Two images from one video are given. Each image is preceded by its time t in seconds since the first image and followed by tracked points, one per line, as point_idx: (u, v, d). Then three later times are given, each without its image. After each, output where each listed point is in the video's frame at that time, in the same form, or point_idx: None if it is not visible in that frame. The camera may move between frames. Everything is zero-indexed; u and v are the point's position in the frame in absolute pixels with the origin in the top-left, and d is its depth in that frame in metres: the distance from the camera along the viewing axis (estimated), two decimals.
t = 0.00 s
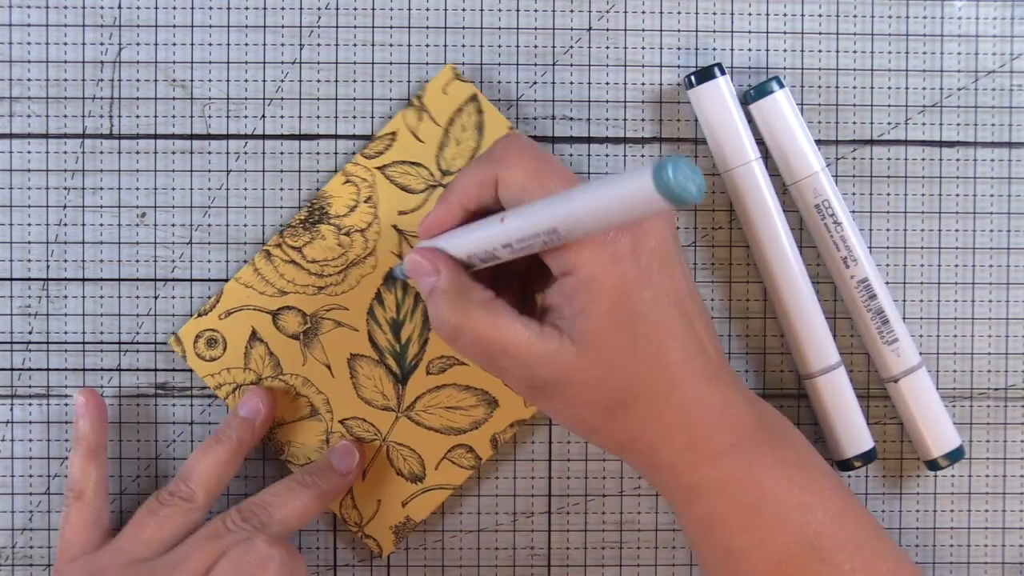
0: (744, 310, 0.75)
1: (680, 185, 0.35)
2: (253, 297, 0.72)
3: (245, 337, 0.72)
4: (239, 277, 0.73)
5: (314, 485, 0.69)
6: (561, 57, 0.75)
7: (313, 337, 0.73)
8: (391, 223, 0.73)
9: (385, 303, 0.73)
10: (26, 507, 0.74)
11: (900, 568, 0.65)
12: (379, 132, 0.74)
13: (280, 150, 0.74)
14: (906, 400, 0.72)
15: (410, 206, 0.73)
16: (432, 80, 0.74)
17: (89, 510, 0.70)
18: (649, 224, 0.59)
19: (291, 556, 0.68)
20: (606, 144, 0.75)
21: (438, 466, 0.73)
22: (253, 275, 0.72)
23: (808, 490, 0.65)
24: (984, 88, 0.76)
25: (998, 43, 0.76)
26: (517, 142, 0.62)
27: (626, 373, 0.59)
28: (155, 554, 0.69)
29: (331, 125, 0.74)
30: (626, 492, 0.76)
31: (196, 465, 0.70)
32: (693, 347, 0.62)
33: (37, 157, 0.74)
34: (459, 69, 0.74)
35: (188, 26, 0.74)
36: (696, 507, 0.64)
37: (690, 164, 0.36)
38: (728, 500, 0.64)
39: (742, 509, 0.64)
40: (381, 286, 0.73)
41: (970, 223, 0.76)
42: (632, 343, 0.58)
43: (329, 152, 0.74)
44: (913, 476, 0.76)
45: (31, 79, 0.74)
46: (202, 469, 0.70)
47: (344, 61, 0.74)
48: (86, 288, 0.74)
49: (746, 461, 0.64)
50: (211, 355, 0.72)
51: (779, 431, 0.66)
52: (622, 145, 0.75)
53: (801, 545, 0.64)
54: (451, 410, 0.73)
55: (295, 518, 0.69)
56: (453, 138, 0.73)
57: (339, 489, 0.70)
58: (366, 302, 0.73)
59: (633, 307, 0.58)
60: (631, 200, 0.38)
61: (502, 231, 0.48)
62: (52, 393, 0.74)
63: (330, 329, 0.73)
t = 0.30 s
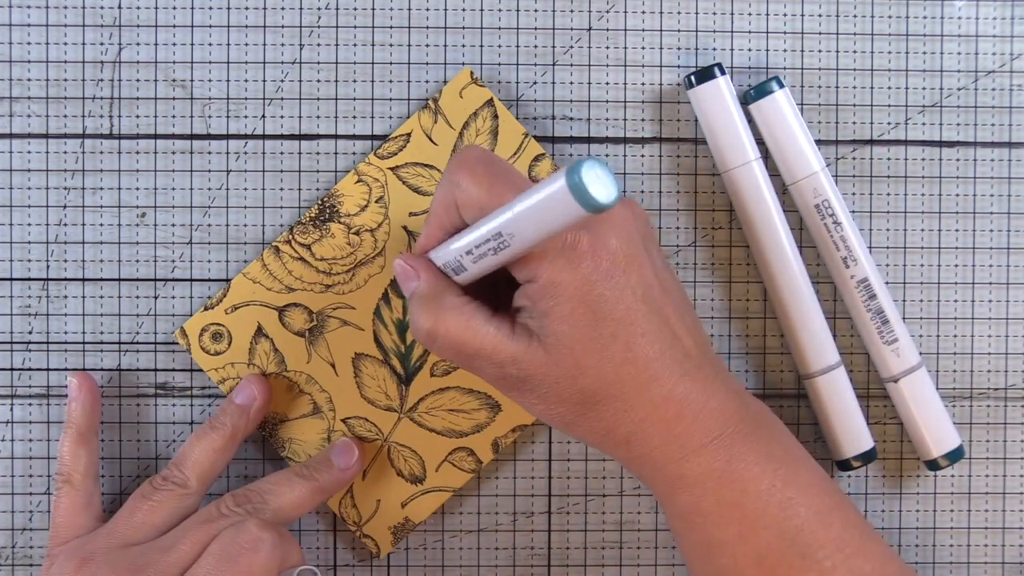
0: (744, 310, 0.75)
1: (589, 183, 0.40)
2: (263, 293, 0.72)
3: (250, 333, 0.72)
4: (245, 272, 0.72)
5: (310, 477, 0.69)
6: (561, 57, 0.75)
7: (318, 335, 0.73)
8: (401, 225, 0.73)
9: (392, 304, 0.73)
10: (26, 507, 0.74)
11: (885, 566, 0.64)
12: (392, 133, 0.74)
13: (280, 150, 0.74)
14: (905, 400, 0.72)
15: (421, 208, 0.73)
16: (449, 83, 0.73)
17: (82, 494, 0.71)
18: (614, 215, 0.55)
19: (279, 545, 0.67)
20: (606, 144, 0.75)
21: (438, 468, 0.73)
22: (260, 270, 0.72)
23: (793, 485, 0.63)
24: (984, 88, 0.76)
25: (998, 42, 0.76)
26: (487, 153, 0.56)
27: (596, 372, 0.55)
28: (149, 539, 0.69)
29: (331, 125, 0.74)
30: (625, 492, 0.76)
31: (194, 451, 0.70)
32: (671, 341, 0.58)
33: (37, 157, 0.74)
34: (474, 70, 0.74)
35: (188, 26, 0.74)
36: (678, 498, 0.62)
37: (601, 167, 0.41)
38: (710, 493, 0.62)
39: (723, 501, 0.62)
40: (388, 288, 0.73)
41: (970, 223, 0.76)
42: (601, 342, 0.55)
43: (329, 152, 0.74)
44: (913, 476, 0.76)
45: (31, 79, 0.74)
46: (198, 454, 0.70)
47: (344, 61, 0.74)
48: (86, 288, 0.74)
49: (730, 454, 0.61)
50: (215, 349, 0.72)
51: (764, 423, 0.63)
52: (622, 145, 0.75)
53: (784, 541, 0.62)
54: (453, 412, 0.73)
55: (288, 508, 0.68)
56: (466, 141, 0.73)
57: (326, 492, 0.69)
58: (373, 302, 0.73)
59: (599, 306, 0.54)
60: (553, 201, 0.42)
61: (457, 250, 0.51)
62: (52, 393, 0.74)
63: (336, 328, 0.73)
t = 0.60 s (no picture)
0: (744, 310, 0.75)
1: (608, 178, 0.40)
2: (263, 293, 0.72)
3: (250, 333, 0.72)
4: (245, 272, 0.72)
5: (311, 477, 0.69)
6: (560, 57, 0.75)
7: (318, 334, 0.73)
8: (401, 225, 0.73)
9: (392, 304, 0.73)
10: (26, 507, 0.74)
11: (882, 568, 0.64)
12: (392, 133, 0.74)
13: (280, 150, 0.74)
14: (905, 400, 0.72)
15: (421, 208, 0.73)
16: (449, 83, 0.73)
17: (82, 494, 0.71)
18: (620, 215, 0.54)
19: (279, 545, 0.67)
20: (606, 144, 0.75)
21: (438, 468, 0.73)
22: (259, 270, 0.72)
23: (790, 488, 0.63)
24: (983, 88, 0.76)
25: (998, 43, 0.76)
26: (496, 148, 0.56)
27: (597, 371, 0.55)
28: (149, 539, 0.69)
29: (331, 125, 0.74)
30: (625, 492, 0.76)
31: (195, 450, 0.70)
32: (673, 342, 0.58)
33: (37, 157, 0.74)
34: (474, 70, 0.74)
35: (188, 26, 0.74)
36: (675, 500, 0.62)
37: (619, 162, 0.40)
38: (707, 496, 0.62)
39: (720, 504, 0.62)
40: (388, 288, 0.73)
41: (970, 223, 0.76)
42: (602, 342, 0.55)
43: (328, 152, 0.74)
44: (913, 476, 0.76)
45: (31, 79, 0.74)
46: (198, 453, 0.70)
47: (344, 62, 0.74)
48: (86, 288, 0.74)
49: (727, 456, 0.61)
50: (215, 348, 0.72)
51: (762, 426, 0.64)
52: (622, 145, 0.75)
53: (780, 543, 0.62)
54: (454, 413, 0.73)
55: (289, 508, 0.68)
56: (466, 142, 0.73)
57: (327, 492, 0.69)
58: (373, 303, 0.73)
59: (601, 305, 0.54)
60: (570, 194, 0.42)
61: (463, 241, 0.50)
62: (52, 393, 0.74)
63: (336, 327, 0.73)
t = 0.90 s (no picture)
0: (744, 310, 0.75)
1: (592, 179, 0.40)
2: (263, 293, 0.72)
3: (250, 333, 0.72)
4: (244, 272, 0.72)
5: (311, 477, 0.69)
6: (560, 57, 0.75)
7: (318, 334, 0.73)
8: (401, 225, 0.73)
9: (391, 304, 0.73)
10: (26, 507, 0.74)
11: (882, 568, 0.64)
12: (392, 133, 0.74)
13: (280, 150, 0.74)
14: (905, 400, 0.72)
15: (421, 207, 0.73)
16: (449, 82, 0.73)
17: (82, 494, 0.71)
18: (609, 216, 0.54)
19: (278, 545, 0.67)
20: (606, 144, 0.75)
21: (438, 468, 0.73)
22: (259, 270, 0.72)
23: (789, 488, 0.63)
24: (984, 88, 0.76)
25: (998, 43, 0.76)
26: (480, 154, 0.55)
27: (593, 373, 0.55)
28: (149, 539, 0.69)
29: (331, 125, 0.74)
30: (625, 492, 0.76)
31: (194, 453, 0.70)
32: (666, 343, 0.58)
33: (37, 157, 0.74)
34: (474, 70, 0.74)
35: (188, 26, 0.74)
36: (674, 501, 0.62)
37: (604, 164, 0.40)
38: (707, 496, 0.62)
39: (719, 504, 0.62)
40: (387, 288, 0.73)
41: (970, 223, 0.76)
42: (596, 344, 0.55)
43: (328, 152, 0.74)
44: (913, 476, 0.76)
45: (31, 79, 0.74)
46: (198, 454, 0.70)
47: (344, 62, 0.74)
48: (86, 288, 0.74)
49: (726, 456, 0.61)
50: (215, 349, 0.72)
51: (761, 425, 0.64)
52: (622, 145, 0.75)
53: (779, 543, 0.62)
54: (454, 413, 0.73)
55: (289, 508, 0.68)
56: (466, 142, 0.73)
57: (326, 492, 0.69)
58: (373, 303, 0.73)
59: (594, 307, 0.54)
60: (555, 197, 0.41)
61: (454, 249, 0.50)
62: (52, 393, 0.74)
63: (336, 327, 0.73)
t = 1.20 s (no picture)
0: (744, 310, 0.75)
1: (580, 185, 0.41)
2: (263, 293, 0.72)
3: (250, 333, 0.72)
4: (244, 272, 0.72)
5: (311, 477, 0.69)
6: (560, 57, 0.75)
7: (318, 334, 0.73)
8: (402, 225, 0.73)
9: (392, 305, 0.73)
10: (26, 507, 0.74)
11: (883, 567, 0.63)
12: (391, 133, 0.74)
13: (280, 150, 0.74)
14: (905, 400, 0.72)
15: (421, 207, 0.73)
16: (449, 82, 0.73)
17: (82, 494, 0.71)
18: (599, 221, 0.55)
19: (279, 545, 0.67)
20: (606, 144, 0.75)
21: (438, 468, 0.73)
22: (259, 270, 0.72)
23: (790, 486, 0.63)
24: (984, 88, 0.76)
25: (998, 42, 0.76)
26: (465, 166, 0.56)
27: (590, 375, 0.55)
28: (150, 539, 0.69)
29: (331, 125, 0.74)
30: (626, 492, 0.76)
31: (194, 453, 0.70)
32: (663, 344, 0.58)
33: (37, 157, 0.74)
34: (474, 70, 0.74)
35: (188, 26, 0.74)
36: (675, 501, 0.62)
37: (591, 170, 0.41)
38: (708, 496, 0.62)
39: (720, 504, 0.62)
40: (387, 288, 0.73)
41: (970, 223, 0.76)
42: (592, 348, 0.55)
43: (328, 152, 0.74)
44: (913, 476, 0.76)
45: (31, 79, 0.74)
46: (198, 454, 0.70)
47: (344, 62, 0.74)
48: (86, 288, 0.74)
49: (726, 456, 0.61)
50: (215, 349, 0.72)
51: (761, 425, 0.64)
52: (622, 145, 0.75)
53: (780, 542, 0.62)
54: (454, 413, 0.73)
55: (289, 508, 0.68)
56: (466, 142, 0.73)
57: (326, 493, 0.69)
58: (372, 303, 0.73)
59: (588, 310, 0.54)
60: (543, 203, 0.42)
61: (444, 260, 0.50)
62: (52, 393, 0.74)
63: (336, 327, 0.73)
